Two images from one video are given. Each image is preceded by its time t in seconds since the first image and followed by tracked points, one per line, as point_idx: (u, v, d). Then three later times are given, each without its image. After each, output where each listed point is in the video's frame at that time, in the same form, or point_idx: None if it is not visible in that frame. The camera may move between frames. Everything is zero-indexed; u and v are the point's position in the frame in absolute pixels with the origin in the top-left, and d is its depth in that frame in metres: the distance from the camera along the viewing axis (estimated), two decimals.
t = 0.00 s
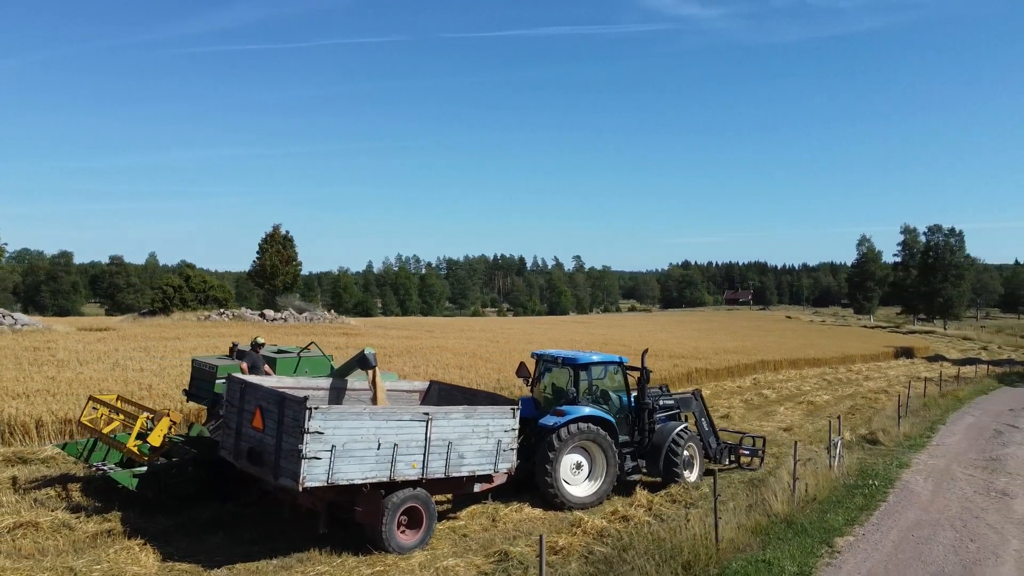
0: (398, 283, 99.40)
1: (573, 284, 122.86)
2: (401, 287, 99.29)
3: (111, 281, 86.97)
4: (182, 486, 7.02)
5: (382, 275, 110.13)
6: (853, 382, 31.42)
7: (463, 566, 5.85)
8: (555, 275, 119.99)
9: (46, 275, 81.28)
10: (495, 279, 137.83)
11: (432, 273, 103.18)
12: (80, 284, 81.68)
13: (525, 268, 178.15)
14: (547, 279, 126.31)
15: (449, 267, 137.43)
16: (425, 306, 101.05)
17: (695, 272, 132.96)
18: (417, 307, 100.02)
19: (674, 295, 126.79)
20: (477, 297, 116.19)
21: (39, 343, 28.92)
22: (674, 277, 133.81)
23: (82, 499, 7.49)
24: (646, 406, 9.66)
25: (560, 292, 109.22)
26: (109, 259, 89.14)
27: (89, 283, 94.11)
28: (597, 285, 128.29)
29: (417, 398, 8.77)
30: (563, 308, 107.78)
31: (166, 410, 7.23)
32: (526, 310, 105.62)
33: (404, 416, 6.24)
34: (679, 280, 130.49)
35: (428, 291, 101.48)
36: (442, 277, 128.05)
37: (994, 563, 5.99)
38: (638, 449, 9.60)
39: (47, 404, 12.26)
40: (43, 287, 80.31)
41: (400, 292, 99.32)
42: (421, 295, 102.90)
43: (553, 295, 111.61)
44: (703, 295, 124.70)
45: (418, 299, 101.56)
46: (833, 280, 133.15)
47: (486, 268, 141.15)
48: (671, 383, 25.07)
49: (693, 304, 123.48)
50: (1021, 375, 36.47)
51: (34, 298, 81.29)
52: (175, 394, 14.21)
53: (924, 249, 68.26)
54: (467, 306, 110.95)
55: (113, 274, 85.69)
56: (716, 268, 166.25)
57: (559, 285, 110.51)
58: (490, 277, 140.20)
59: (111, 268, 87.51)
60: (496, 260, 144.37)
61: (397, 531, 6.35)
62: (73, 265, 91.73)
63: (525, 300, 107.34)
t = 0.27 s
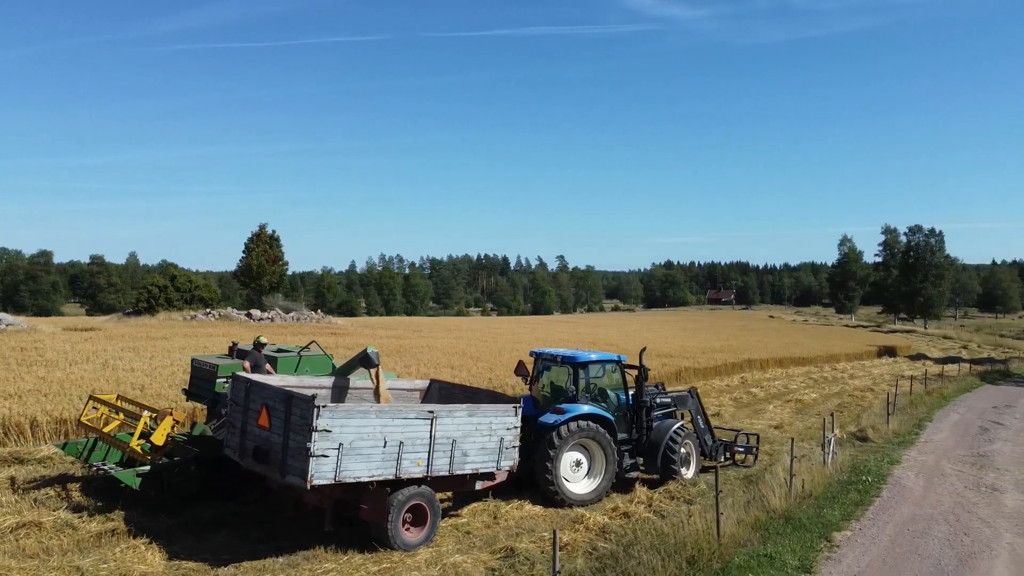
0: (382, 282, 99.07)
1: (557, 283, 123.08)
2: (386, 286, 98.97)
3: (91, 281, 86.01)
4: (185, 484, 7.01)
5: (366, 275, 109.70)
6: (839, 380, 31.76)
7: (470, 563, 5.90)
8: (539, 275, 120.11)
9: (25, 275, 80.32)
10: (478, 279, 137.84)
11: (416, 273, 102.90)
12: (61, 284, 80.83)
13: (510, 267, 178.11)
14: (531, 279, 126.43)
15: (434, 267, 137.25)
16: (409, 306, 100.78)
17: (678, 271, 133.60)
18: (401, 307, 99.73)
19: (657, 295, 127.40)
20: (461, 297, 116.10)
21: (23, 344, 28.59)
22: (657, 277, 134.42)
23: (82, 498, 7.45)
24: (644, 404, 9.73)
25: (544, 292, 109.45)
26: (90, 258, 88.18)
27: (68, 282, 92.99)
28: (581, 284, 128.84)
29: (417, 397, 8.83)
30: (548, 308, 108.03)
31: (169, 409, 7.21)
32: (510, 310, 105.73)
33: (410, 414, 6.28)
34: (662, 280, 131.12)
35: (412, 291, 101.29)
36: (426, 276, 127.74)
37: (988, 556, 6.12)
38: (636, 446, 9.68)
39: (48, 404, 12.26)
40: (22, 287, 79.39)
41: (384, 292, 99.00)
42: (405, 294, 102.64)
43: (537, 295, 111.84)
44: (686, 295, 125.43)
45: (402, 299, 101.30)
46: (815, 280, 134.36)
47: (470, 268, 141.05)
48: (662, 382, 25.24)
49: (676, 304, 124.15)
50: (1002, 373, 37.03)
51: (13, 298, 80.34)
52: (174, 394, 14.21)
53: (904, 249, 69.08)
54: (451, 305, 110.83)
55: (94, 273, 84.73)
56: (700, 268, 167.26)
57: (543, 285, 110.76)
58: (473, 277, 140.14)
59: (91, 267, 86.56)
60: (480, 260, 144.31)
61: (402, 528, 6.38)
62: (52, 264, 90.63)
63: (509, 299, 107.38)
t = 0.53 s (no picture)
0: (366, 282, 98.77)
1: (541, 283, 123.34)
2: (369, 286, 98.67)
3: (71, 281, 85.03)
4: (187, 484, 7.01)
5: (350, 275, 109.30)
6: (824, 379, 32.12)
7: (477, 560, 5.95)
8: (523, 274, 120.29)
9: (4, 275, 79.21)
10: (462, 279, 137.81)
11: (400, 273, 102.64)
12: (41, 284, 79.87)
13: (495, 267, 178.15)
14: (515, 279, 126.51)
15: (418, 267, 136.94)
16: (393, 305, 100.51)
17: (661, 271, 134.25)
18: (385, 306, 99.46)
19: (640, 295, 127.94)
20: (445, 296, 115.99)
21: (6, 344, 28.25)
22: (640, 276, 135.03)
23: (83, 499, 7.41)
24: (642, 402, 9.82)
25: (528, 291, 109.66)
26: (70, 258, 87.17)
27: (47, 282, 91.81)
28: (565, 284, 129.24)
29: (417, 396, 8.88)
30: (532, 307, 108.26)
31: (172, 408, 7.18)
32: (494, 309, 105.80)
33: (414, 413, 6.32)
34: (646, 279, 131.72)
35: (397, 290, 101.09)
36: (411, 275, 127.42)
37: (982, 550, 6.26)
38: (634, 444, 9.77)
39: (51, 404, 12.24)
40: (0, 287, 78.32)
41: (368, 292, 98.69)
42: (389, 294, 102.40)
43: (521, 294, 112.06)
44: (669, 295, 126.14)
45: (386, 298, 101.01)
46: (797, 279, 135.63)
47: (454, 268, 140.94)
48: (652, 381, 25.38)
49: (659, 304, 124.81)
50: (983, 371, 37.63)
51: None
52: (173, 395, 14.22)
53: (885, 249, 69.89)
54: (435, 305, 110.74)
55: (74, 272, 83.76)
56: (684, 267, 168.19)
57: (527, 284, 110.95)
58: (457, 277, 140.08)
59: (71, 267, 85.55)
60: (463, 260, 144.25)
61: (406, 526, 6.41)
62: (31, 263, 89.43)
63: (493, 299, 107.44)
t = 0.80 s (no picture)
0: (349, 282, 98.36)
1: (525, 283, 123.51)
2: (353, 286, 98.28)
3: (50, 281, 83.96)
4: (188, 484, 7.00)
5: (333, 274, 108.81)
6: (811, 378, 32.46)
7: (481, 558, 5.99)
8: (507, 274, 120.40)
9: None
10: (446, 279, 137.71)
11: (384, 272, 102.37)
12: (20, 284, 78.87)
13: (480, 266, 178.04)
14: (498, 279, 126.53)
15: (402, 266, 136.67)
16: (377, 305, 100.19)
17: (645, 271, 134.86)
18: (368, 306, 99.13)
19: (623, 295, 128.40)
20: (429, 296, 115.81)
21: None
22: (623, 275, 135.58)
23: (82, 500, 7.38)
24: (639, 401, 9.91)
25: (512, 291, 109.77)
26: (50, 258, 86.14)
27: (25, 282, 90.61)
28: (549, 284, 129.53)
29: (417, 396, 8.94)
30: (516, 307, 108.47)
31: (174, 408, 7.18)
32: (478, 309, 105.82)
33: (419, 413, 6.36)
34: (629, 279, 132.27)
35: (381, 290, 100.80)
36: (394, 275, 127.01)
37: (976, 545, 6.40)
38: (631, 443, 9.86)
39: (53, 404, 12.25)
40: None
41: (352, 292, 98.33)
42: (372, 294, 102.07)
43: (504, 294, 112.22)
44: (652, 294, 126.79)
45: (370, 298, 100.69)
46: (779, 279, 136.73)
47: (437, 267, 140.70)
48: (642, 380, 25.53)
49: (642, 304, 125.40)
50: (965, 369, 38.14)
51: None
52: (175, 395, 14.28)
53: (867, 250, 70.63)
54: (419, 305, 110.56)
55: (55, 272, 82.76)
56: (669, 267, 169.11)
57: (510, 284, 111.05)
58: (440, 276, 139.87)
59: (51, 266, 84.50)
60: (447, 260, 144.07)
61: (411, 525, 6.45)
62: (7, 263, 88.21)
63: (477, 298, 107.41)
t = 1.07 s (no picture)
0: (333, 282, 97.85)
1: (509, 283, 123.58)
2: (337, 286, 97.77)
3: (29, 280, 82.75)
4: (190, 484, 6.97)
5: (316, 274, 108.28)
6: (797, 377, 32.76)
7: (486, 556, 6.03)
8: (491, 274, 120.41)
9: None
10: (429, 279, 137.49)
11: (368, 272, 101.98)
12: None
13: (465, 266, 177.72)
14: (482, 279, 126.42)
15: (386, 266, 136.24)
16: (360, 305, 99.85)
17: (628, 271, 135.40)
18: (352, 307, 98.71)
19: (607, 295, 128.73)
20: (413, 296, 115.57)
21: None
22: (606, 275, 136.02)
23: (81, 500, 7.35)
24: (635, 400, 10.00)
25: (496, 291, 109.79)
26: (30, 258, 84.98)
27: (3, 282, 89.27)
28: (533, 283, 129.68)
29: (417, 396, 9.02)
30: (500, 307, 108.58)
31: (175, 409, 7.17)
32: (462, 309, 105.73)
33: (422, 412, 6.39)
34: (612, 279, 132.72)
35: (364, 290, 100.46)
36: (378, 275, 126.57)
37: (970, 540, 6.52)
38: (628, 441, 9.94)
39: (50, 404, 12.20)
40: None
41: (336, 292, 97.87)
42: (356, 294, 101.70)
43: (488, 293, 112.30)
44: (635, 294, 127.35)
45: (354, 298, 100.32)
46: (761, 279, 137.77)
47: (421, 268, 140.43)
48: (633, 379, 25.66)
49: (626, 303, 125.89)
50: (948, 368, 38.67)
51: None
52: (172, 395, 14.28)
53: (849, 250, 71.38)
54: (403, 304, 110.32)
55: (34, 271, 81.63)
56: (653, 267, 169.95)
57: (494, 283, 111.07)
58: (424, 276, 139.57)
59: (30, 266, 83.30)
60: (432, 260, 143.85)
61: (414, 524, 6.48)
62: None
63: (462, 298, 107.33)
